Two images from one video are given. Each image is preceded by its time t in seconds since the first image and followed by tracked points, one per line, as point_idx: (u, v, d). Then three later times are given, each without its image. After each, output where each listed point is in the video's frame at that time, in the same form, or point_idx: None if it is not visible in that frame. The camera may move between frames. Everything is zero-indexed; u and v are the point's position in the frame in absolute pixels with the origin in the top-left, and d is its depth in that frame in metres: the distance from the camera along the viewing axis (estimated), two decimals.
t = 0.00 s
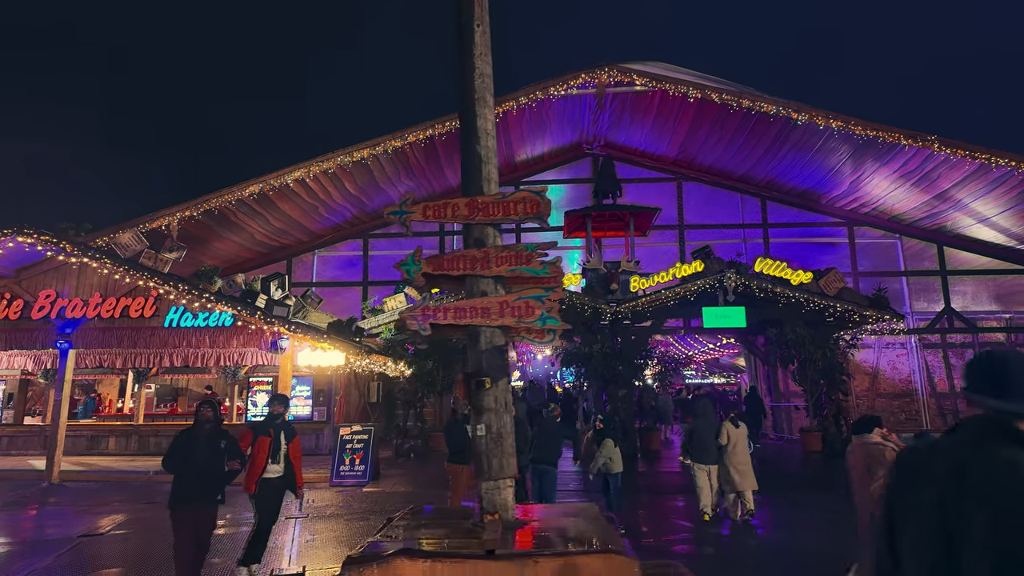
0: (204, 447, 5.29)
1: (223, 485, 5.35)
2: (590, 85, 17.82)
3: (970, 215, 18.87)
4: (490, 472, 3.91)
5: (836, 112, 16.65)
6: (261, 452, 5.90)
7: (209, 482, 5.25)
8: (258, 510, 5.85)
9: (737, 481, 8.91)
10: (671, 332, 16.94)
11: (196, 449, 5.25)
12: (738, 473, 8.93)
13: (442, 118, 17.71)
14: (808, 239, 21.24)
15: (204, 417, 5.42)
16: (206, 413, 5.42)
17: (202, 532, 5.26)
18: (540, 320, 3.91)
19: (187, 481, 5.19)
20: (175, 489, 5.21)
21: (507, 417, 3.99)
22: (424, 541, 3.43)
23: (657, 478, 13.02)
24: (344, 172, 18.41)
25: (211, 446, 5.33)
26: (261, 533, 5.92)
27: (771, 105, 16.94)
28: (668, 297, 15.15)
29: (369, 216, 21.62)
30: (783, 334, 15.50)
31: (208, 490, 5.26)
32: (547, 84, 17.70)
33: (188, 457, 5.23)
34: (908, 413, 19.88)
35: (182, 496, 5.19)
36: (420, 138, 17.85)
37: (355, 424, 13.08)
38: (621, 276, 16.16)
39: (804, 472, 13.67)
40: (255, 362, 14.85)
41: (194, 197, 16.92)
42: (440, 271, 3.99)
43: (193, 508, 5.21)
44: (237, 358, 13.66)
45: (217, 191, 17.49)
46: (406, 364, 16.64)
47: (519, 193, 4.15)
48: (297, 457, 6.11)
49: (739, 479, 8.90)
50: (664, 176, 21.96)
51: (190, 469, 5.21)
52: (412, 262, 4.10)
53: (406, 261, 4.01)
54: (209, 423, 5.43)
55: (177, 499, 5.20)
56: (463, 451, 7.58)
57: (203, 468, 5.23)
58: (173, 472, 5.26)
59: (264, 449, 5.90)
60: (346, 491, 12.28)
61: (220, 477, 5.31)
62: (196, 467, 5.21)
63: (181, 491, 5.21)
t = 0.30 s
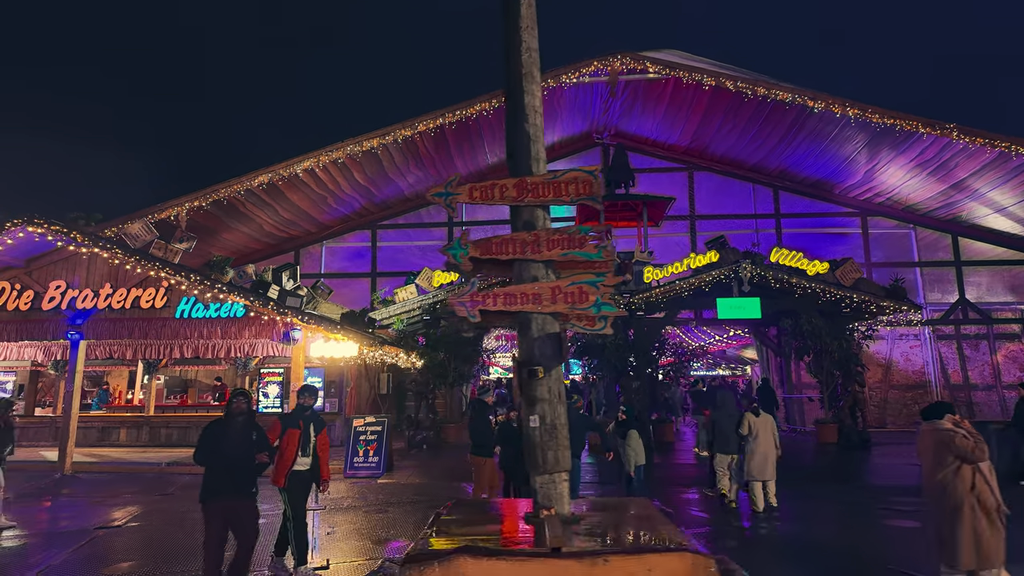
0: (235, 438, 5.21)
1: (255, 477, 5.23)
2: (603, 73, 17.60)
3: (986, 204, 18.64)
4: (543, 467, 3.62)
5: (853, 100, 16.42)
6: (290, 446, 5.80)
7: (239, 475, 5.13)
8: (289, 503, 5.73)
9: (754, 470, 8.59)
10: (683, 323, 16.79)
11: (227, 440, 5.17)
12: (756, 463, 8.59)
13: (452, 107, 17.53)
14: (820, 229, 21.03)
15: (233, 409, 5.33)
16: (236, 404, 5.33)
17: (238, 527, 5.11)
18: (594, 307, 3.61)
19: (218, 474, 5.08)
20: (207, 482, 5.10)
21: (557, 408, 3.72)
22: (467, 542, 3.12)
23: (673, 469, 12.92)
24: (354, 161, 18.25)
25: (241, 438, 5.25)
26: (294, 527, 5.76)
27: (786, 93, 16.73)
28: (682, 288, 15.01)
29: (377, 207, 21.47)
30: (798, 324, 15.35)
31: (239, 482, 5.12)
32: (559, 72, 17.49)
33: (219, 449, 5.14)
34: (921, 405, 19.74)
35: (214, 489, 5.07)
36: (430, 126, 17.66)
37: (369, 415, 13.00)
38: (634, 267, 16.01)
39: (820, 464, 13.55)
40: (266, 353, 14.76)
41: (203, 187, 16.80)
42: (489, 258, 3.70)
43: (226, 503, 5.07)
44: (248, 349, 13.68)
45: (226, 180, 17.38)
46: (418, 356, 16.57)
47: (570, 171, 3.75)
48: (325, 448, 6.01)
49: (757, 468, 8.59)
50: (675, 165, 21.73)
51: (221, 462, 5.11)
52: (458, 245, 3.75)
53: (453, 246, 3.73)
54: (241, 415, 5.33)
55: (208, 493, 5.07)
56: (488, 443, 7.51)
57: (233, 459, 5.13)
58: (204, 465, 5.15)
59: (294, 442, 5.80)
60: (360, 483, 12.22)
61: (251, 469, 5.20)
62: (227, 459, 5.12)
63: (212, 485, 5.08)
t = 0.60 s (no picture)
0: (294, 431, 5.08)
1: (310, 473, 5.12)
2: (618, 59, 17.35)
3: (1007, 193, 18.34)
4: (614, 461, 3.40)
5: (874, 86, 16.13)
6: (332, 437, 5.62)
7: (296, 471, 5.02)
8: (328, 495, 5.65)
9: (788, 460, 8.40)
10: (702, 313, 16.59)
11: (286, 434, 5.04)
12: (789, 453, 8.41)
13: (465, 95, 17.31)
14: (836, 218, 20.77)
15: (288, 402, 5.24)
16: (293, 398, 5.26)
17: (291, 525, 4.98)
18: (663, 293, 3.56)
19: (277, 470, 4.97)
20: (262, 478, 4.98)
21: (627, 401, 3.47)
22: (537, 540, 2.95)
23: (692, 461, 12.79)
24: (365, 150, 18.08)
25: (299, 433, 5.14)
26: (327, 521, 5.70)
27: (805, 79, 16.46)
28: (700, 277, 14.82)
29: (388, 197, 21.31)
30: (818, 315, 15.16)
31: (297, 479, 5.02)
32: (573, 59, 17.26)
33: (276, 443, 5.02)
34: (938, 396, 19.55)
35: (273, 485, 4.95)
36: (443, 115, 17.47)
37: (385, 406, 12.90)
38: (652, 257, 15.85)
39: (841, 455, 13.40)
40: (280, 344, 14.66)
41: (215, 176, 16.66)
42: (551, 241, 3.58)
43: (281, 499, 4.95)
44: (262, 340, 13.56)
45: (238, 169, 17.24)
46: (431, 346, 16.46)
47: (637, 149, 3.61)
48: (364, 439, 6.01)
49: (791, 458, 8.41)
50: (689, 154, 21.49)
51: (279, 456, 4.99)
52: (516, 228, 3.57)
53: (512, 230, 3.59)
54: (298, 409, 5.23)
55: (265, 489, 4.95)
56: (518, 434, 7.39)
57: (293, 454, 5.02)
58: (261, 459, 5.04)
59: (333, 434, 5.61)
60: (378, 474, 12.17)
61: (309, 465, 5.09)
62: (285, 453, 5.00)
63: (270, 481, 4.97)
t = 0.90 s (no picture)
0: (342, 420, 5.05)
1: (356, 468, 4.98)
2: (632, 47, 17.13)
3: None
4: (680, 454, 3.44)
5: (893, 74, 15.86)
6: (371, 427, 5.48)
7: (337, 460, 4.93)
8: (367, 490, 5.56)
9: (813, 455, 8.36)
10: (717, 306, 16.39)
11: (336, 425, 5.01)
12: (814, 447, 8.40)
13: (476, 85, 17.14)
14: (850, 209, 20.52)
15: (345, 386, 5.24)
16: (348, 384, 5.25)
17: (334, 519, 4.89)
18: (731, 276, 3.58)
19: (333, 460, 4.93)
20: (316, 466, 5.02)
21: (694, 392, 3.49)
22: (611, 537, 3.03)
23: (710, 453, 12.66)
24: (376, 141, 17.92)
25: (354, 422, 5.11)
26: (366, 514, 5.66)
27: (823, 68, 16.20)
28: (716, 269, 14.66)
29: (397, 189, 21.15)
30: (835, 307, 14.96)
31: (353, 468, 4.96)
32: (586, 47, 17.04)
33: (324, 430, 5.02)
34: (953, 389, 19.37)
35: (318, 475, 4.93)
36: (454, 105, 17.27)
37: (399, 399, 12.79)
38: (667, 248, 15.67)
39: (859, 448, 13.25)
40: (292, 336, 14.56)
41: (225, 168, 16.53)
42: (607, 220, 3.67)
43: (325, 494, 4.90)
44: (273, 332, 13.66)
45: (247, 161, 17.11)
46: (443, 339, 16.33)
47: (700, 124, 3.64)
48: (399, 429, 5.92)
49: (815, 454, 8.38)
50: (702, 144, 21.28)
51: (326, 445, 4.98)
52: (571, 209, 3.72)
53: (566, 210, 3.71)
54: (351, 398, 5.22)
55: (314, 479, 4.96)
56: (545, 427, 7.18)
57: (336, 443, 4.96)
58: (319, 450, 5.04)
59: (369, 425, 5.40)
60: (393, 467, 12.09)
61: (351, 458, 4.96)
62: (329, 441, 4.98)
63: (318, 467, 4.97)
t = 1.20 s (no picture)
0: (395, 415, 5.02)
1: (406, 466, 4.98)
2: (643, 34, 16.82)
3: None
4: (752, 456, 3.16)
5: (910, 61, 15.56)
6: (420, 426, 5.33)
7: (385, 459, 4.93)
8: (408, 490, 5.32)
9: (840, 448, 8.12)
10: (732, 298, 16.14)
11: (394, 422, 5.01)
12: (841, 439, 8.15)
13: (485, 72, 16.87)
14: (862, 199, 20.26)
15: (399, 381, 5.20)
16: (402, 379, 5.22)
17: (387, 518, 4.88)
18: (807, 261, 3.30)
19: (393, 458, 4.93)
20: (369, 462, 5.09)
21: (765, 387, 3.22)
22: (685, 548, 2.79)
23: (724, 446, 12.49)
24: (383, 131, 17.66)
25: (409, 421, 5.09)
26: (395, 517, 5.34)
27: (839, 54, 15.91)
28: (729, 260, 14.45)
29: (404, 179, 20.90)
30: (851, 298, 14.74)
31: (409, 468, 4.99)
32: (597, 34, 16.75)
33: (373, 427, 5.04)
34: (966, 380, 19.18)
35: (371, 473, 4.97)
36: (462, 93, 17.01)
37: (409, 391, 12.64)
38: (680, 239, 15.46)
39: (875, 440, 13.07)
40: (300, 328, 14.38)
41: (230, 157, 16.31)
42: (669, 202, 3.44)
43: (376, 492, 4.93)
44: (280, 323, 13.80)
45: (253, 150, 16.88)
46: (452, 331, 16.14)
47: (771, 96, 3.37)
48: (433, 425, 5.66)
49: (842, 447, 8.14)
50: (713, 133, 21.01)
51: (376, 441, 5.00)
52: (630, 189, 3.44)
53: (623, 190, 3.45)
54: (407, 394, 5.19)
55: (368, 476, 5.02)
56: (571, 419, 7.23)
57: (385, 441, 4.97)
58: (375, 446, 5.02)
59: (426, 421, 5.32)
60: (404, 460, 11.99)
61: (405, 455, 4.97)
62: (380, 437, 4.99)
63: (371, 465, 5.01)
